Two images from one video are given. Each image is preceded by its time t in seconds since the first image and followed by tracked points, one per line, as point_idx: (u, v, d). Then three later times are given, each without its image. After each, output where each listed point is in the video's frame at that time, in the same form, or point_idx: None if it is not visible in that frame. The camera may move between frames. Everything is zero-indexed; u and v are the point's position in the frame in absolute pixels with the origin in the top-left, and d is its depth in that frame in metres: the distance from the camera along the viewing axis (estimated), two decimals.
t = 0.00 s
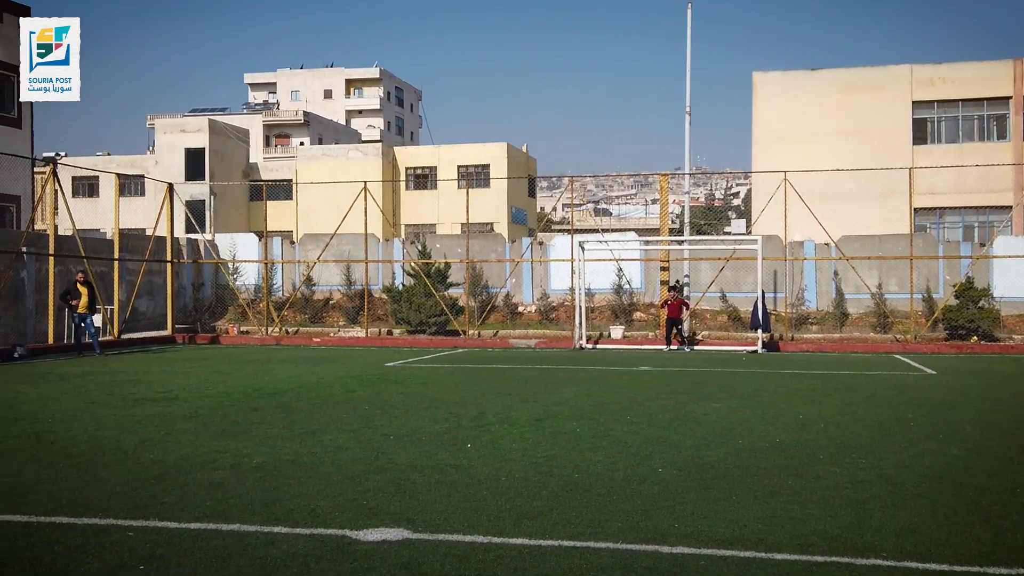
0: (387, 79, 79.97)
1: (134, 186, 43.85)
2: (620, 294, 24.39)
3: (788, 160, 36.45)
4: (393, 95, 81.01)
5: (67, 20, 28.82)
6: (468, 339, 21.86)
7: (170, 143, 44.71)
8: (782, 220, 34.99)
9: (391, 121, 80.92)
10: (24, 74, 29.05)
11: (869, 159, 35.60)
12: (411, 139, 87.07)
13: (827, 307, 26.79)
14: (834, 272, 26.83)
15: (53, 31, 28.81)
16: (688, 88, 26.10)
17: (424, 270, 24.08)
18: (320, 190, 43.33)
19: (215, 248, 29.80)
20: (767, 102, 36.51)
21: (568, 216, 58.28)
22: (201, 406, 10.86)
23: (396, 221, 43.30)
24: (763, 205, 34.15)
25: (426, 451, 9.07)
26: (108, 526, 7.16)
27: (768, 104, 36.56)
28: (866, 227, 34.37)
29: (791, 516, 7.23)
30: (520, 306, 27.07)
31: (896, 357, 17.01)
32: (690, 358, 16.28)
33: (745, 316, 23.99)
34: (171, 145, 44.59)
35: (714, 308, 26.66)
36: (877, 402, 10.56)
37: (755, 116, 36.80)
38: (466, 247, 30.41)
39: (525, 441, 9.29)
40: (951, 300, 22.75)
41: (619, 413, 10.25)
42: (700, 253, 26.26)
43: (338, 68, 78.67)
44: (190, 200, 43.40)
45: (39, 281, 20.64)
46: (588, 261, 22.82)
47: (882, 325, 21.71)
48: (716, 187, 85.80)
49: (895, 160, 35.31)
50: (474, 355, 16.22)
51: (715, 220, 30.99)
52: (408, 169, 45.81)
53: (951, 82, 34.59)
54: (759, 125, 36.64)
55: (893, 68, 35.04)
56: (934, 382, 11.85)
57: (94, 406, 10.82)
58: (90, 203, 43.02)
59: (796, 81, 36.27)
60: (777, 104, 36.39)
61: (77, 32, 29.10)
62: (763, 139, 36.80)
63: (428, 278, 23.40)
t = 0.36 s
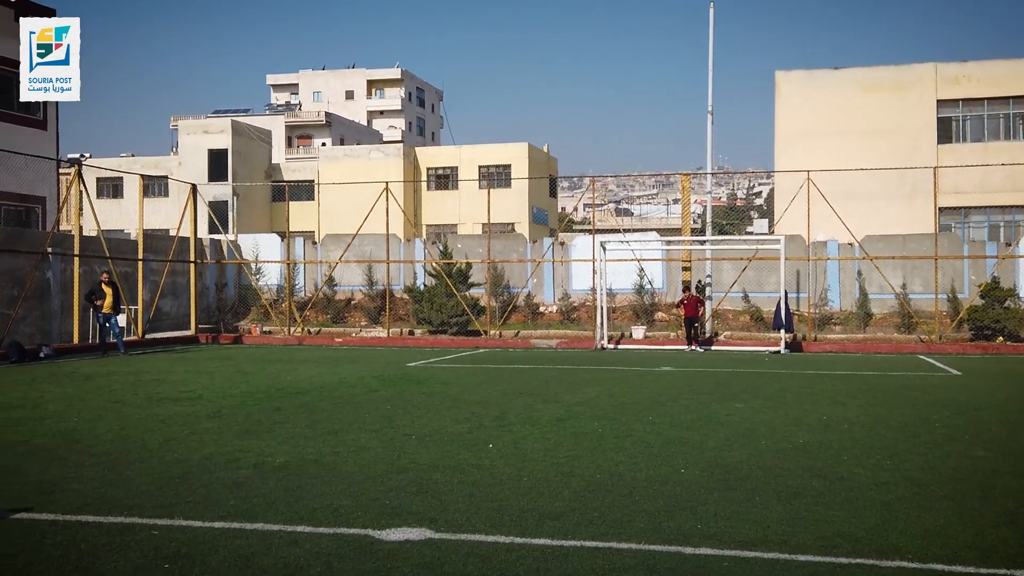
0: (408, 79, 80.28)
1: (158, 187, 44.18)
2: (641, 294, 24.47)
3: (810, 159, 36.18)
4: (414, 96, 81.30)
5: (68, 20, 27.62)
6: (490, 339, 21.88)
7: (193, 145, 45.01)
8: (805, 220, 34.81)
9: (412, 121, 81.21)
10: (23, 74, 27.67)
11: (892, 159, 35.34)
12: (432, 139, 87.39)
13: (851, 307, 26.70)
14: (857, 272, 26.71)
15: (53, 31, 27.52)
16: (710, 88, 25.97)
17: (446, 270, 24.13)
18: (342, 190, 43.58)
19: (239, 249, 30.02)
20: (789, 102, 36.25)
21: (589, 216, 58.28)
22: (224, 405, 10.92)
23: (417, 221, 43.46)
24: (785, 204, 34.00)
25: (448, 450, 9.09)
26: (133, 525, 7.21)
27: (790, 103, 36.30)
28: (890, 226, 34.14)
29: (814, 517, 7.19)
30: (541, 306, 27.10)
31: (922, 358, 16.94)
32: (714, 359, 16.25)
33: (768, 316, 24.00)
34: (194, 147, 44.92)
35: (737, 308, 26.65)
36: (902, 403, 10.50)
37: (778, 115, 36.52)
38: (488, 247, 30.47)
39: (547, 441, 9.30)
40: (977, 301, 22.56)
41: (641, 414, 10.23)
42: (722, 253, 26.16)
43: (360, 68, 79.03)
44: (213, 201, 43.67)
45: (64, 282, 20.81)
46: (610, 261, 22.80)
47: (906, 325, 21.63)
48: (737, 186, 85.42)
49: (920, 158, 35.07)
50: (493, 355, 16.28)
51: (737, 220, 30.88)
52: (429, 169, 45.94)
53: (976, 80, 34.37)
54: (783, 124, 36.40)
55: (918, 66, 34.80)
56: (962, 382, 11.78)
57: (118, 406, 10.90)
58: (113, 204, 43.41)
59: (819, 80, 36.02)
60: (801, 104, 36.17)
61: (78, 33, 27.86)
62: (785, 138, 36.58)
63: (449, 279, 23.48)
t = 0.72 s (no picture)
0: (427, 79, 80.51)
1: (179, 188, 44.48)
2: (661, 294, 24.48)
3: (831, 158, 36.03)
4: (433, 96, 81.52)
5: (68, 21, 27.32)
6: (509, 339, 21.91)
7: (214, 146, 45.23)
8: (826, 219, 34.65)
9: (432, 122, 81.42)
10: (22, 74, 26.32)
11: (913, 158, 35.14)
12: (451, 139, 87.59)
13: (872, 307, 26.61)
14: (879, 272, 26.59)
15: (53, 31, 27.10)
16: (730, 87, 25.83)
17: (466, 270, 24.19)
18: (362, 190, 43.77)
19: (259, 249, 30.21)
20: (810, 101, 36.09)
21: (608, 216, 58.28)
22: (245, 405, 10.99)
23: (436, 221, 43.60)
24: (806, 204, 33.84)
25: (468, 450, 9.12)
26: (156, 523, 7.25)
27: (811, 102, 36.14)
28: (911, 225, 33.95)
29: (837, 518, 7.15)
30: (561, 305, 27.15)
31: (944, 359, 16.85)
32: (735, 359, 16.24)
33: (788, 317, 24.03)
34: (215, 148, 45.15)
35: (757, 308, 26.63)
36: (925, 403, 10.45)
37: (799, 115, 36.37)
38: (507, 247, 30.51)
39: (567, 441, 9.30)
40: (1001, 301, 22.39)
41: (661, 414, 10.23)
42: (742, 253, 26.09)
43: (378, 69, 79.30)
44: (234, 202, 43.92)
45: (87, 282, 20.98)
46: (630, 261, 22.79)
47: (928, 325, 21.56)
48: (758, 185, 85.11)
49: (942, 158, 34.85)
50: (513, 355, 16.32)
51: (758, 219, 30.76)
52: (448, 170, 46.05)
53: (999, 79, 34.09)
54: (803, 124, 36.22)
55: (940, 65, 34.57)
56: (987, 383, 11.71)
57: (140, 405, 10.99)
58: (135, 204, 43.76)
59: (840, 79, 35.82)
60: (822, 103, 35.99)
61: (77, 34, 27.61)
62: (805, 137, 36.42)
63: (469, 279, 23.54)
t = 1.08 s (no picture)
0: (445, 79, 80.64)
1: (200, 188, 44.74)
2: (680, 294, 24.48)
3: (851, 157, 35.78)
4: (452, 96, 81.61)
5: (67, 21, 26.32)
6: (528, 338, 21.91)
7: (234, 146, 45.44)
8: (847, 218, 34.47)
9: (450, 121, 81.51)
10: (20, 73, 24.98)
11: (934, 156, 34.90)
12: (470, 139, 87.67)
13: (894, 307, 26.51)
14: (901, 272, 26.51)
15: (53, 31, 25.91)
16: (750, 86, 25.67)
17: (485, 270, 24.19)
18: (381, 190, 43.92)
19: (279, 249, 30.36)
20: (831, 99, 35.85)
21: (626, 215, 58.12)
22: (266, 404, 11.04)
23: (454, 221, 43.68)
24: (827, 203, 33.65)
25: (488, 450, 9.14)
26: (178, 522, 7.30)
27: (831, 100, 35.86)
28: (933, 224, 33.73)
29: (858, 519, 7.12)
30: (580, 305, 27.15)
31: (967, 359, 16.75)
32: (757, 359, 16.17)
33: (809, 316, 23.96)
34: (236, 148, 45.35)
35: (777, 308, 26.55)
36: (948, 403, 10.38)
37: (820, 113, 36.13)
38: (526, 247, 30.51)
39: (586, 441, 9.30)
40: None
41: (680, 414, 10.22)
42: (762, 252, 25.95)
43: (397, 69, 79.49)
44: (254, 201, 44.11)
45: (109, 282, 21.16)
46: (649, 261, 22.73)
47: (951, 325, 21.45)
48: (778, 185, 84.42)
49: (964, 156, 34.60)
50: (532, 355, 16.29)
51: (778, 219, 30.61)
52: (467, 169, 46.13)
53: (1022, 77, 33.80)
54: (824, 122, 35.95)
55: (963, 63, 34.32)
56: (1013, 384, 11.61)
57: (161, 404, 11.06)
58: (156, 204, 44.06)
59: (861, 77, 35.56)
60: (843, 101, 35.74)
61: (77, 35, 26.53)
62: (826, 136, 36.21)
63: (488, 278, 23.53)
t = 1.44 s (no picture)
0: (463, 79, 80.75)
1: (219, 189, 45.00)
2: (698, 293, 24.48)
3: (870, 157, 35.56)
4: (469, 96, 81.71)
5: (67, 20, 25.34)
6: (546, 338, 21.93)
7: (253, 146, 45.67)
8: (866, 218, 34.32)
9: (468, 121, 81.61)
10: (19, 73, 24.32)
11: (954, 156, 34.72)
12: (487, 139, 87.80)
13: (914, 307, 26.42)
14: (921, 272, 26.42)
15: (53, 31, 25.08)
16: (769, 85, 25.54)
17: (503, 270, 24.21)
18: (399, 190, 44.07)
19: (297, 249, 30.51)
20: (850, 98, 35.63)
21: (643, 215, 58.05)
22: (285, 403, 11.09)
23: (473, 220, 43.78)
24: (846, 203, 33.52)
25: (506, 450, 9.15)
26: (198, 521, 7.33)
27: (850, 99, 35.61)
28: (953, 224, 33.55)
29: (878, 520, 7.09)
30: (597, 305, 27.17)
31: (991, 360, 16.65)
32: (777, 359, 16.14)
33: (828, 316, 23.90)
34: (254, 148, 45.58)
35: (796, 308, 26.50)
36: (969, 404, 10.32)
37: (840, 112, 35.89)
38: (544, 247, 30.54)
39: (604, 441, 9.29)
40: None
41: (698, 415, 10.20)
42: (781, 252, 25.86)
43: (415, 69, 79.67)
44: (272, 202, 44.33)
45: (129, 281, 21.30)
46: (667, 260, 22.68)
47: (972, 325, 21.36)
48: (797, 184, 84.00)
49: (985, 155, 34.39)
50: (551, 355, 16.29)
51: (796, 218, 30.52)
52: (485, 169, 46.23)
53: None
54: (844, 121, 35.73)
55: (984, 61, 34.10)
56: None
57: (181, 403, 11.12)
58: (177, 205, 44.36)
59: (881, 76, 35.34)
60: (863, 100, 35.53)
61: (77, 33, 25.61)
62: (845, 136, 36.01)
63: (505, 278, 23.54)
